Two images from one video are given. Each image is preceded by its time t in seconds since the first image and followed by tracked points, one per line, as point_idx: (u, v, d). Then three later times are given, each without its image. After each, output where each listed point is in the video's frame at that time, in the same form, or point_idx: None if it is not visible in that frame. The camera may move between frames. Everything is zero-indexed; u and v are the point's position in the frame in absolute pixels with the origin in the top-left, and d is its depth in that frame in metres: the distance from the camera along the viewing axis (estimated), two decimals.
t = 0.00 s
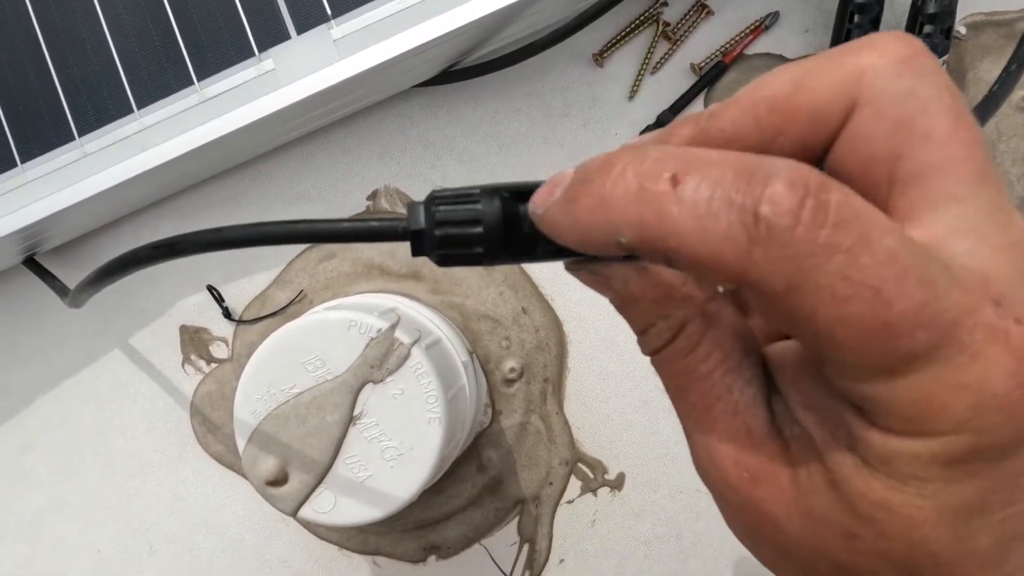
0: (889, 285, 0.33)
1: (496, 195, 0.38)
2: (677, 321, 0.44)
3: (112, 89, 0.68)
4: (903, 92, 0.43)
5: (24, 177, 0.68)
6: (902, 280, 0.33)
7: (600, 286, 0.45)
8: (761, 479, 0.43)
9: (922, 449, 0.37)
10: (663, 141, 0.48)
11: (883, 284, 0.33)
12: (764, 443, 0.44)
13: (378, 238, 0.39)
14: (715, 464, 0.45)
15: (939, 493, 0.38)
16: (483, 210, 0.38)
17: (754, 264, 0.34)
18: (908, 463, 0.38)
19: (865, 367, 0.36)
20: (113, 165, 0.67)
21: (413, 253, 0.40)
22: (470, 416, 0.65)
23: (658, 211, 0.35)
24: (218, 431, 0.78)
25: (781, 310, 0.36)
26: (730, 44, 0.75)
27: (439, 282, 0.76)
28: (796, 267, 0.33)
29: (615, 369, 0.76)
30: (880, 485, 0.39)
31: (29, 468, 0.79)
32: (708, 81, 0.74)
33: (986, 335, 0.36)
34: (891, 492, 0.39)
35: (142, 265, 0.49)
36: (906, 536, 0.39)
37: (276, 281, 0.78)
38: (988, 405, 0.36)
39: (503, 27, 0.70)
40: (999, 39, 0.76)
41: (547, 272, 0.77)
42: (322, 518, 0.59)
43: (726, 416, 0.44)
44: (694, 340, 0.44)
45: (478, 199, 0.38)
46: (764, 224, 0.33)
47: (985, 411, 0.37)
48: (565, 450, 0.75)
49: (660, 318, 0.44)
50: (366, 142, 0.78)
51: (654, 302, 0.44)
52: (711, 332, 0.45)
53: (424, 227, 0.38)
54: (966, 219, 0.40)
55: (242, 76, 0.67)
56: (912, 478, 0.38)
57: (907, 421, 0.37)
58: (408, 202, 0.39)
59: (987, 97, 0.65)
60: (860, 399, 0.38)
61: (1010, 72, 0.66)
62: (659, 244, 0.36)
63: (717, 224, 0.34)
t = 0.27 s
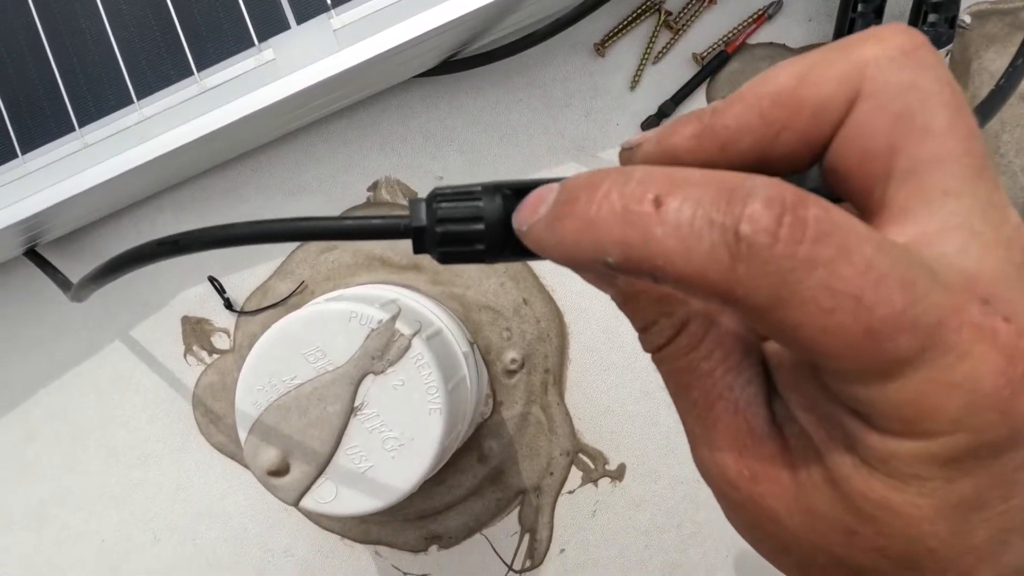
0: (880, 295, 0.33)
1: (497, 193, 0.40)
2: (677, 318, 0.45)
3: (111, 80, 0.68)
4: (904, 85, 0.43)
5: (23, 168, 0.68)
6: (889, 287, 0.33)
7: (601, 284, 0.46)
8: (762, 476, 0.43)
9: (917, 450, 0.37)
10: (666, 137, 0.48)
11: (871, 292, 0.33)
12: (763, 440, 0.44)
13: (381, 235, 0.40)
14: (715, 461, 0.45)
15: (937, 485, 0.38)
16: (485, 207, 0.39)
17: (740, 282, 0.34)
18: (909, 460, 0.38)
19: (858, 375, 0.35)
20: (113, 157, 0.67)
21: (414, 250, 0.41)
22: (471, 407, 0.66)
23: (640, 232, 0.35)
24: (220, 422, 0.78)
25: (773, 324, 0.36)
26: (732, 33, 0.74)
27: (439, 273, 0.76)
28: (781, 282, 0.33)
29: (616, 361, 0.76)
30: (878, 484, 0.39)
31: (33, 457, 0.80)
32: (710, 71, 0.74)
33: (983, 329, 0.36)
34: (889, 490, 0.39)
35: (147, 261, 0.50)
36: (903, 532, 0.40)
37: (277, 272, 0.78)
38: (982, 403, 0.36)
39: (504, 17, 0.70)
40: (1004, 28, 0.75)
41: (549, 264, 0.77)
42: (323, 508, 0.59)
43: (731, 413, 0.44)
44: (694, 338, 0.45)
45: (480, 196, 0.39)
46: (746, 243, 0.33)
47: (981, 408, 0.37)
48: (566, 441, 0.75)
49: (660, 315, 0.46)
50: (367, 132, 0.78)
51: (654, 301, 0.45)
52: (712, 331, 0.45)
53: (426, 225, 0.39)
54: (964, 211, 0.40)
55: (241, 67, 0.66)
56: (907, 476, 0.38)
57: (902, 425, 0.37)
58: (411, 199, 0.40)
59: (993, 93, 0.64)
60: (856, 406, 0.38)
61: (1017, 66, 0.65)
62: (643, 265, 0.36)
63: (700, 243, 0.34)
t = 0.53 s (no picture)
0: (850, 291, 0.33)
1: (491, 189, 0.40)
2: (671, 318, 0.45)
3: (111, 76, 0.68)
4: (892, 77, 0.43)
5: (25, 164, 0.68)
6: (861, 284, 0.33)
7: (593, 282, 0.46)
8: (756, 472, 0.44)
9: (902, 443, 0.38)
10: (660, 134, 0.49)
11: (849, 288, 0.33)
12: (757, 437, 0.44)
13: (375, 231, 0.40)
14: (709, 457, 0.46)
15: (933, 478, 0.39)
16: (478, 204, 0.39)
17: (726, 279, 0.34)
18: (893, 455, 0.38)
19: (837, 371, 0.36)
20: (114, 152, 0.67)
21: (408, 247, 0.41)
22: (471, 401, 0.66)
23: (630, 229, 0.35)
24: (221, 416, 0.79)
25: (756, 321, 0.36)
26: (732, 28, 0.74)
27: (439, 269, 0.76)
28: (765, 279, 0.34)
29: (615, 356, 0.76)
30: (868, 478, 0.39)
31: (35, 452, 0.80)
32: (709, 66, 0.74)
33: (967, 320, 0.36)
34: (879, 483, 0.39)
35: (140, 258, 0.50)
36: (893, 524, 0.40)
37: (277, 267, 0.79)
38: (963, 393, 0.36)
39: (503, 11, 0.70)
40: (1004, 22, 0.75)
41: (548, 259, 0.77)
42: (323, 502, 0.60)
43: (724, 410, 0.45)
44: (688, 336, 0.45)
45: (474, 193, 0.39)
46: (733, 241, 0.34)
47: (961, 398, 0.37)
48: (565, 436, 0.76)
49: (653, 314, 0.45)
50: (367, 128, 0.78)
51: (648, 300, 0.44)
52: (705, 330, 0.45)
53: (419, 221, 0.39)
54: (960, 205, 0.40)
55: (242, 62, 0.67)
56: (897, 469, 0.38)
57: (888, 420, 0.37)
58: (405, 197, 0.40)
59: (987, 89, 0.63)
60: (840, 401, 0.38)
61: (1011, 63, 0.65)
62: (632, 262, 0.36)
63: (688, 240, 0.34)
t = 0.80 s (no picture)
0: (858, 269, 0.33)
1: (475, 198, 0.39)
2: (654, 320, 0.45)
3: (108, 75, 0.68)
4: (868, 80, 0.44)
5: (22, 163, 0.68)
6: (869, 263, 0.33)
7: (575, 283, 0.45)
8: (739, 473, 0.44)
9: (890, 436, 0.37)
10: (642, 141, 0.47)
11: (856, 269, 0.33)
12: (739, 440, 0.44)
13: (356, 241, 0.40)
14: (692, 459, 0.45)
15: (926, 479, 0.38)
16: (461, 213, 0.38)
17: (739, 251, 0.34)
18: (879, 448, 0.38)
19: (836, 355, 0.36)
20: (111, 152, 0.67)
21: (392, 256, 0.40)
22: (466, 402, 0.66)
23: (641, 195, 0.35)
24: (219, 416, 0.79)
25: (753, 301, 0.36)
26: (730, 26, 0.74)
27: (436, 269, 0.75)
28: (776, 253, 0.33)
29: (612, 355, 0.76)
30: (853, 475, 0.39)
31: (34, 451, 0.80)
32: (708, 65, 0.74)
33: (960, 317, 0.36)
34: (864, 480, 0.39)
35: (129, 267, 0.49)
36: (878, 521, 0.39)
37: (275, 267, 0.79)
38: (953, 385, 0.36)
39: (499, 11, 0.70)
40: (1004, 20, 0.74)
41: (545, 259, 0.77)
42: (319, 502, 0.60)
43: (705, 412, 0.45)
44: (671, 337, 0.45)
45: (457, 202, 0.39)
46: (749, 209, 0.33)
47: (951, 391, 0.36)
48: (562, 436, 0.76)
49: (637, 317, 0.45)
50: (364, 127, 0.78)
51: (630, 303, 0.44)
52: (687, 330, 0.45)
53: (402, 230, 0.39)
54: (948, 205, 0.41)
55: (238, 62, 0.66)
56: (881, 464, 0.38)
57: (877, 410, 0.37)
58: (387, 205, 0.39)
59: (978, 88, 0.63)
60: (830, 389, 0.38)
61: (1000, 62, 0.65)
62: (641, 230, 0.36)
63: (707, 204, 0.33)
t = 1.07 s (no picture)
0: (975, 224, 0.33)
1: (482, 197, 0.38)
2: (656, 319, 0.45)
3: (120, 73, 0.69)
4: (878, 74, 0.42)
5: (36, 160, 0.69)
6: (989, 221, 0.34)
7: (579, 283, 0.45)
8: (744, 469, 0.43)
9: (896, 428, 0.38)
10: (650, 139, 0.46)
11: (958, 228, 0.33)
12: (743, 436, 0.43)
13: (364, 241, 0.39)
14: (695, 456, 0.45)
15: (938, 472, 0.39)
16: (466, 212, 0.37)
17: (907, 167, 0.32)
18: (886, 440, 0.38)
19: (903, 317, 0.35)
20: (124, 149, 0.68)
21: (401, 256, 0.39)
22: (477, 397, 0.66)
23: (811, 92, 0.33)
24: (229, 412, 0.79)
25: (847, 235, 0.35)
26: (738, 25, 0.74)
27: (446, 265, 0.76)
28: (944, 175, 0.32)
29: (620, 352, 0.76)
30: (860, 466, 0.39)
31: (46, 446, 0.81)
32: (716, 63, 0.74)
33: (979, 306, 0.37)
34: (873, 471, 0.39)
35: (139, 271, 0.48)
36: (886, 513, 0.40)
37: (284, 264, 0.79)
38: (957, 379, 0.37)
39: (509, 9, 0.70)
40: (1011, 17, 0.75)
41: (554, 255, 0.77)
42: (331, 496, 0.60)
43: (710, 411, 0.44)
44: (674, 335, 0.45)
45: (463, 201, 0.37)
46: (941, 122, 0.32)
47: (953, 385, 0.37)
48: (571, 432, 0.76)
49: (642, 316, 0.45)
50: (373, 125, 0.78)
51: (634, 305, 0.45)
52: (689, 328, 0.45)
53: (409, 230, 0.38)
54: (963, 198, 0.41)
55: (249, 60, 0.67)
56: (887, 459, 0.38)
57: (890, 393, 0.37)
58: (396, 206, 0.38)
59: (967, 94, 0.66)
60: (862, 354, 0.37)
61: (990, 65, 0.68)
62: (800, 134, 0.34)
63: (900, 106, 0.32)
